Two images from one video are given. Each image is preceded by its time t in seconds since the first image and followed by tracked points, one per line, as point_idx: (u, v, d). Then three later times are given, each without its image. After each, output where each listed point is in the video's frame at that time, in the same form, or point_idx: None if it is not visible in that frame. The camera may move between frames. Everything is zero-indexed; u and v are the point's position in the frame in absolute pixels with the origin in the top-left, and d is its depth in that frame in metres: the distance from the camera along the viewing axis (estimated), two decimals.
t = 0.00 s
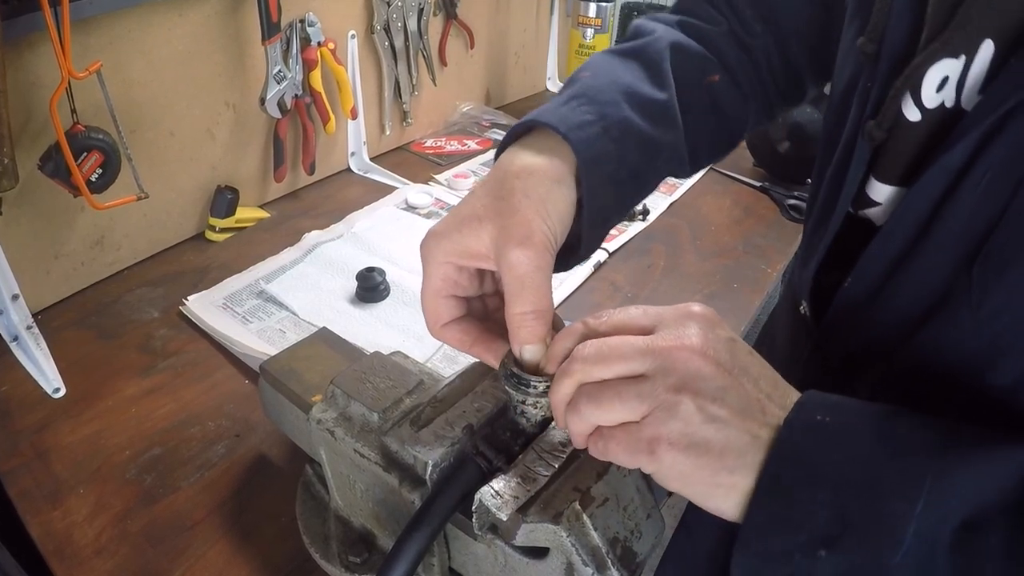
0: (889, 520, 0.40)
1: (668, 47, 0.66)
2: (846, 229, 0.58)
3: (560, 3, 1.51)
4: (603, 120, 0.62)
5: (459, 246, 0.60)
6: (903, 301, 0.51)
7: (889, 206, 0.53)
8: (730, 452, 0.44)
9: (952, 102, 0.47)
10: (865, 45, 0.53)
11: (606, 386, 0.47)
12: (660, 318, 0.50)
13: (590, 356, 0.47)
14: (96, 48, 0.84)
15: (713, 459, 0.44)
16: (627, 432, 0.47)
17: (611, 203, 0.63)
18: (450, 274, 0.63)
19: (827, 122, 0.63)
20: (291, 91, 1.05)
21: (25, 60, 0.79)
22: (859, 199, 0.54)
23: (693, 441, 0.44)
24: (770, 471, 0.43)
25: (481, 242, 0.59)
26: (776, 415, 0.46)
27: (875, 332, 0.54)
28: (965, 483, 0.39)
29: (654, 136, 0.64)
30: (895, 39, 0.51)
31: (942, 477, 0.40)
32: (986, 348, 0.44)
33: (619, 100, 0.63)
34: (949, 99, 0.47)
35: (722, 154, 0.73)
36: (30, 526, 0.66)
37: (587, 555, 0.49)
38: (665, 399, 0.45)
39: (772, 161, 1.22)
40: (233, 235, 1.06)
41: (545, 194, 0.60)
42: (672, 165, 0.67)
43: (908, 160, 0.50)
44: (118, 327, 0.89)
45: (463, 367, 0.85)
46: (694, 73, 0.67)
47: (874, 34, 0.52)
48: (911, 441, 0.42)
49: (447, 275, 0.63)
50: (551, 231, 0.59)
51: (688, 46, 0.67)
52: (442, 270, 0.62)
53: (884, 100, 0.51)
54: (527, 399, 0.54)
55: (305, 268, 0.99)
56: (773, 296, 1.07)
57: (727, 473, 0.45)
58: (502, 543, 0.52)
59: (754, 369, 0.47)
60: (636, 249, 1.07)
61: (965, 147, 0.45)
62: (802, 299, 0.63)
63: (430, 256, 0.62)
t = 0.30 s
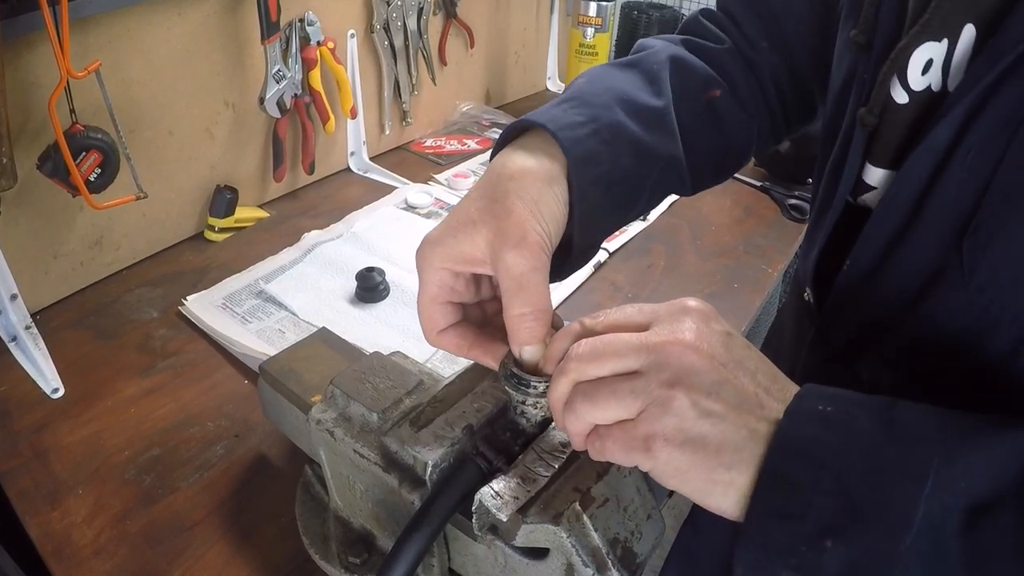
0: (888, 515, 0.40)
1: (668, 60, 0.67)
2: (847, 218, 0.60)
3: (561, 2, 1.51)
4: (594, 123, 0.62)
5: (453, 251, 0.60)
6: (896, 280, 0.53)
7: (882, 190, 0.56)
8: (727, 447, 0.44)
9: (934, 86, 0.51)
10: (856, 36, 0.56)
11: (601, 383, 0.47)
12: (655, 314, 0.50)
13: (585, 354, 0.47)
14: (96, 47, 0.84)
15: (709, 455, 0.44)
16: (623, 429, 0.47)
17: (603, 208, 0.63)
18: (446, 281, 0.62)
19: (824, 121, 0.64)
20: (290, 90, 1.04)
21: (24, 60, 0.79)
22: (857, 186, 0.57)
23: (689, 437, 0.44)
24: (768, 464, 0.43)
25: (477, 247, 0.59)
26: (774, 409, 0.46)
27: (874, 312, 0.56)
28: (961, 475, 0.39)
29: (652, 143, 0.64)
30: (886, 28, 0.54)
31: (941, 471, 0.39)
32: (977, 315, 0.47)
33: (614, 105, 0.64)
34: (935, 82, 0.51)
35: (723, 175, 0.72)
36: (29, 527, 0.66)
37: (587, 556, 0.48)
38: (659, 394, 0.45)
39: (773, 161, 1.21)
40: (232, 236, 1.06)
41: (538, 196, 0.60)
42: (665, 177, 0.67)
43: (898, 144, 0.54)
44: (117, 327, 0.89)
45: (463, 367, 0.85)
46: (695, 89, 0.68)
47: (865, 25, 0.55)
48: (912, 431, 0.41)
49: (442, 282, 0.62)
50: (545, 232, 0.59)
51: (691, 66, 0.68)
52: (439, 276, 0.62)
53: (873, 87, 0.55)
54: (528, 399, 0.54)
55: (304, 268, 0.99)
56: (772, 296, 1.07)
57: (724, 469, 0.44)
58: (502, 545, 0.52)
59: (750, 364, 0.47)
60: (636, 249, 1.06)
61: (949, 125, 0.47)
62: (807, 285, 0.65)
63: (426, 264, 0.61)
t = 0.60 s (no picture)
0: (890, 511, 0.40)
1: (675, 75, 0.70)
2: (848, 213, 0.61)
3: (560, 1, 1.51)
4: (598, 126, 0.64)
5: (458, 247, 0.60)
6: (897, 269, 0.54)
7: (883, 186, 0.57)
8: (732, 445, 0.44)
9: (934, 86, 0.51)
10: (852, 36, 0.58)
11: (603, 381, 0.47)
12: (658, 313, 0.50)
13: (587, 352, 0.47)
14: (95, 47, 0.84)
15: (713, 452, 0.44)
16: (626, 427, 0.47)
17: (605, 213, 0.64)
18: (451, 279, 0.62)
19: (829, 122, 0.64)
20: (289, 89, 1.04)
21: (23, 60, 0.79)
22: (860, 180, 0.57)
23: (694, 435, 0.44)
24: (770, 460, 0.43)
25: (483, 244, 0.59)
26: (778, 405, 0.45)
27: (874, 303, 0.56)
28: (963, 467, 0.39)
29: (658, 150, 0.65)
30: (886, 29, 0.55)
31: (944, 468, 0.39)
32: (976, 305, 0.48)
33: (619, 111, 0.65)
34: (935, 81, 0.51)
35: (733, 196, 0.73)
36: (28, 528, 0.66)
37: (587, 557, 0.48)
38: (663, 392, 0.45)
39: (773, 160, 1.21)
40: (231, 235, 1.06)
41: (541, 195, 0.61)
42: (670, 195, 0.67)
43: (897, 138, 0.54)
44: (115, 328, 0.89)
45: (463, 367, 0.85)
46: (705, 107, 0.69)
47: (861, 26, 0.57)
48: (911, 427, 0.42)
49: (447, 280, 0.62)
50: (549, 230, 0.60)
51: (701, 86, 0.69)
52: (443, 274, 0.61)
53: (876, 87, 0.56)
54: (527, 399, 0.53)
55: (304, 268, 0.98)
56: (772, 296, 1.06)
57: (728, 466, 0.44)
58: (502, 546, 0.52)
59: (753, 361, 0.47)
60: (636, 249, 1.06)
61: (948, 118, 0.48)
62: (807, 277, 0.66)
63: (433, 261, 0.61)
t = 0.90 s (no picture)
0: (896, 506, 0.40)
1: (692, 84, 0.70)
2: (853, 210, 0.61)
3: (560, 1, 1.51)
4: (616, 131, 0.64)
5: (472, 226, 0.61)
6: (903, 264, 0.54)
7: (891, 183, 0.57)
8: (737, 441, 0.44)
9: (942, 85, 0.51)
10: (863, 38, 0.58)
11: (607, 381, 0.47)
12: (659, 313, 0.50)
13: (590, 351, 0.47)
14: (95, 46, 0.84)
15: (718, 449, 0.44)
16: (629, 425, 0.47)
17: (622, 216, 0.65)
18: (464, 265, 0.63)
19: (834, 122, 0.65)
20: (289, 89, 1.04)
21: (22, 59, 0.78)
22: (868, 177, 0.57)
23: (698, 432, 0.44)
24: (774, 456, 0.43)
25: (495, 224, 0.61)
26: (780, 401, 0.45)
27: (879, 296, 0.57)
28: (966, 457, 0.39)
29: (675, 156, 0.66)
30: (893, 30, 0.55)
31: (950, 461, 0.39)
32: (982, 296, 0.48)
33: (636, 116, 0.66)
34: (942, 78, 0.51)
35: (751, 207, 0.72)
36: (26, 530, 0.66)
37: (588, 558, 0.48)
38: (666, 390, 0.45)
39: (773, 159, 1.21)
40: (230, 235, 1.05)
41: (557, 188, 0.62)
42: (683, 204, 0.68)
43: (902, 136, 0.54)
44: (114, 328, 0.89)
45: (462, 367, 0.85)
46: (719, 119, 0.69)
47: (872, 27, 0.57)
48: (914, 420, 0.42)
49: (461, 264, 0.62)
50: (560, 223, 0.61)
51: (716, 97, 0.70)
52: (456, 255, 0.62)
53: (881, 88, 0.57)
54: (528, 400, 0.53)
55: (303, 268, 0.98)
56: (773, 296, 1.07)
57: (734, 462, 0.44)
58: (502, 547, 0.51)
59: (756, 359, 0.47)
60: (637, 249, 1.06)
61: (953, 112, 0.48)
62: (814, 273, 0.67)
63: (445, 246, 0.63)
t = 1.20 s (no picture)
0: (897, 507, 0.39)
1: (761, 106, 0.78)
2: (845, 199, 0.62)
3: None
4: (707, 151, 0.71)
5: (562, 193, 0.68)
6: (893, 248, 0.56)
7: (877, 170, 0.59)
8: (738, 443, 0.44)
9: (928, 76, 0.54)
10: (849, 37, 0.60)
11: (608, 382, 0.46)
12: (659, 314, 0.49)
13: (591, 352, 0.46)
14: (94, 45, 0.83)
15: (719, 451, 0.44)
16: (630, 428, 0.46)
17: (720, 226, 0.71)
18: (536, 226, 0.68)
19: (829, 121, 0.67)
20: (288, 89, 1.03)
21: (20, 59, 0.78)
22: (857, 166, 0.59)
23: (699, 434, 0.44)
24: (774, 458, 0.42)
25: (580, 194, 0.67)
26: (780, 402, 0.45)
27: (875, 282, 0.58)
28: (964, 453, 0.39)
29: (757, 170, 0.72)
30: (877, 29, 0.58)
31: (949, 460, 0.39)
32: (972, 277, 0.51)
33: (724, 139, 0.73)
34: (927, 70, 0.54)
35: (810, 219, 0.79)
36: (25, 530, 0.65)
37: (588, 558, 0.48)
38: (668, 392, 0.44)
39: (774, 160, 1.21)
40: (229, 235, 1.05)
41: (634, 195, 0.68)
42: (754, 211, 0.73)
43: (887, 125, 0.57)
44: (113, 328, 0.88)
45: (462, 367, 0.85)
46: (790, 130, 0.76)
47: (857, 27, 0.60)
48: (912, 419, 0.41)
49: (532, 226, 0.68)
50: (627, 199, 0.67)
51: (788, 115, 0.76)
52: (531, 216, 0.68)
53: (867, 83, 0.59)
54: (528, 400, 0.54)
55: (302, 268, 0.98)
56: (773, 296, 1.06)
57: (735, 464, 0.44)
58: (502, 547, 0.51)
59: (756, 360, 0.47)
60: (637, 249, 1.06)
61: (938, 100, 0.50)
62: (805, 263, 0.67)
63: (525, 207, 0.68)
